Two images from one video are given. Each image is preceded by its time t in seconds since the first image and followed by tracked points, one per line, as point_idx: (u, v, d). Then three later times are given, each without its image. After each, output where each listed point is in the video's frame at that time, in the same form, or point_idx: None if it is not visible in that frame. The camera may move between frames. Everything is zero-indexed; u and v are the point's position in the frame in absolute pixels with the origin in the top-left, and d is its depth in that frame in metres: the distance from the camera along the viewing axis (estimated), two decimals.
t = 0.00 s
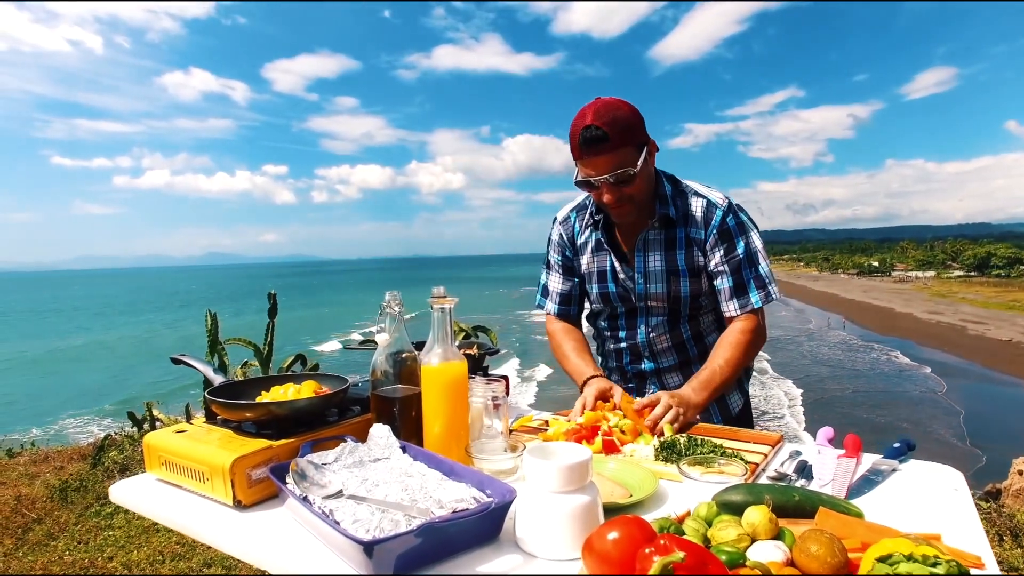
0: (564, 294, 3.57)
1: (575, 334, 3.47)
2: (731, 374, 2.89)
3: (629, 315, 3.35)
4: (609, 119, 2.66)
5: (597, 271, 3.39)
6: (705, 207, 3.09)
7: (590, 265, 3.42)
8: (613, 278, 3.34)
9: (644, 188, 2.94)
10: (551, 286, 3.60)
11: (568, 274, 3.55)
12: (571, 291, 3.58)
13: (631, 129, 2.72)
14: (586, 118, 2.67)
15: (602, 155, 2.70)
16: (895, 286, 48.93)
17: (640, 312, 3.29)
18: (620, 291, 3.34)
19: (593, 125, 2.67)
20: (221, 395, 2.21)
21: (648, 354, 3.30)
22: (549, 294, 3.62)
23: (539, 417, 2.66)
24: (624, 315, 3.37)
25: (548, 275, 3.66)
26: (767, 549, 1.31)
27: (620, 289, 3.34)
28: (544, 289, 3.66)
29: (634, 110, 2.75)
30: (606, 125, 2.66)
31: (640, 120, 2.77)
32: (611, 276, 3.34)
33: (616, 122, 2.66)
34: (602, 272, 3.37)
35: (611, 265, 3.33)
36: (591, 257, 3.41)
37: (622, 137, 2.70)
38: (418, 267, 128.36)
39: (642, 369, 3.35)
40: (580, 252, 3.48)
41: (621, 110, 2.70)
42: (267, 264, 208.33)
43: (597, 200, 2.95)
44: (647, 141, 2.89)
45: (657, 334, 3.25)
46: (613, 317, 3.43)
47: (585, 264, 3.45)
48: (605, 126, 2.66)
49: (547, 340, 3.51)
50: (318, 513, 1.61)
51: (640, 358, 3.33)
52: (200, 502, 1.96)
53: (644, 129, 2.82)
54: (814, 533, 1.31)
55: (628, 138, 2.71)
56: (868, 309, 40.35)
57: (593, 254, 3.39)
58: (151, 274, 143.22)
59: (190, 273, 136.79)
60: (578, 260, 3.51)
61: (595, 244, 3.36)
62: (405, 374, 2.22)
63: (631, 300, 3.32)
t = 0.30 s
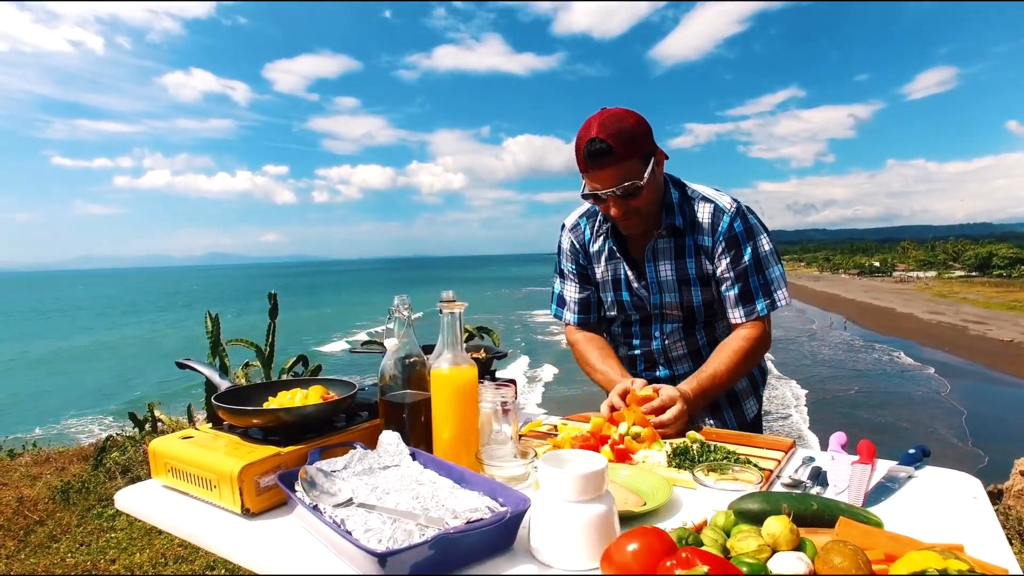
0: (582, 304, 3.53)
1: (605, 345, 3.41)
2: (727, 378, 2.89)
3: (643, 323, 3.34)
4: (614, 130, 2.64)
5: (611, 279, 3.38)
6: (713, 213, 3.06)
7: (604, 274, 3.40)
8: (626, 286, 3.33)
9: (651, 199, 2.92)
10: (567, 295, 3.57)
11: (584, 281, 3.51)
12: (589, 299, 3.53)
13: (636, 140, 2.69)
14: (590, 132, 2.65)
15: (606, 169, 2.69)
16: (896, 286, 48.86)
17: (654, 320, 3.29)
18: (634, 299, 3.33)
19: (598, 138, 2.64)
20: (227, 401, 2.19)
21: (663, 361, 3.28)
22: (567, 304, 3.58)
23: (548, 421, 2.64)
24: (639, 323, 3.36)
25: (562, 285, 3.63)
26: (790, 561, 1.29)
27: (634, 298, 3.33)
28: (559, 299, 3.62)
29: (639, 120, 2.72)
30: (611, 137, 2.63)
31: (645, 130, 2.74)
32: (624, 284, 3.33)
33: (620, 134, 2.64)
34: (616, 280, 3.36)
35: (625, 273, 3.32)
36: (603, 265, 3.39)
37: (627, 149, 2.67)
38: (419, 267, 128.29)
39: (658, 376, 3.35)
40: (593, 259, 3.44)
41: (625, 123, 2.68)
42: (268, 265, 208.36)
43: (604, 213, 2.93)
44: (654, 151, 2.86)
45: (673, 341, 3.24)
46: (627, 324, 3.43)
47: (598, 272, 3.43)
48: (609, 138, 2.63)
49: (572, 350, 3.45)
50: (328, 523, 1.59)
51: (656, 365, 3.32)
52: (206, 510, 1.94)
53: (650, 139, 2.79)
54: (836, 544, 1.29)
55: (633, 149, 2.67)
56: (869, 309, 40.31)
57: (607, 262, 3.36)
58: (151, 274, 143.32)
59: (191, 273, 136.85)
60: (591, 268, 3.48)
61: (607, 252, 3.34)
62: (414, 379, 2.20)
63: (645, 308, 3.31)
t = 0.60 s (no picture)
0: (603, 323, 3.52)
1: (632, 356, 3.40)
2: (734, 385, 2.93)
3: (664, 337, 3.36)
4: (623, 154, 2.63)
5: (630, 299, 3.38)
6: (723, 231, 3.05)
7: (622, 294, 3.41)
8: (645, 304, 3.34)
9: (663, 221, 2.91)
10: (586, 315, 3.55)
11: (602, 301, 3.51)
12: (609, 318, 3.53)
13: (645, 163, 2.69)
14: (599, 159, 2.64)
15: (615, 194, 2.67)
16: (895, 286, 48.84)
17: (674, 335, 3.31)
18: (653, 316, 3.34)
19: (607, 163, 2.63)
20: (240, 400, 2.18)
21: (684, 368, 3.32)
22: (587, 325, 3.56)
23: (560, 420, 2.65)
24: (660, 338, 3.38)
25: (581, 305, 3.62)
26: (815, 559, 1.28)
27: (653, 314, 3.34)
28: (579, 320, 3.61)
29: (648, 143, 2.71)
30: (620, 163, 2.62)
31: (653, 153, 2.73)
32: (643, 303, 3.34)
33: (630, 159, 2.63)
34: (634, 299, 3.37)
35: (642, 292, 3.32)
36: (621, 286, 3.38)
37: (636, 173, 2.66)
38: (419, 267, 128.23)
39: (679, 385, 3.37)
40: (611, 281, 3.44)
41: (633, 148, 2.66)
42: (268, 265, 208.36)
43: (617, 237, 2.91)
44: (664, 172, 2.85)
45: (694, 354, 3.26)
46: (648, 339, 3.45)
47: (618, 293, 3.42)
48: (618, 163, 2.62)
49: (594, 366, 3.44)
50: (347, 522, 1.58)
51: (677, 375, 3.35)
52: (220, 509, 1.93)
53: (659, 161, 2.78)
54: (863, 543, 1.28)
55: (643, 173, 2.67)
56: (869, 309, 40.30)
57: (625, 283, 3.36)
58: (152, 274, 143.30)
59: (191, 274, 136.89)
60: (610, 289, 3.47)
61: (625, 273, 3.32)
62: (428, 378, 2.19)
63: (665, 325, 3.33)
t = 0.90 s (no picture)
0: (602, 319, 3.49)
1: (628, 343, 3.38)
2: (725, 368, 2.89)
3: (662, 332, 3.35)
4: (621, 141, 2.69)
5: (630, 294, 3.37)
6: (729, 231, 3.06)
7: (622, 289, 3.40)
8: (645, 300, 3.34)
9: (654, 213, 2.93)
10: (584, 312, 3.51)
11: (602, 297, 3.48)
12: (607, 315, 3.52)
13: (642, 154, 2.74)
14: (595, 136, 2.73)
15: (604, 173, 2.76)
16: (888, 286, 48.97)
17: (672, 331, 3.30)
18: (652, 311, 3.34)
19: (599, 143, 2.71)
20: (245, 401, 2.15)
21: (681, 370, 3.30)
22: (585, 321, 3.53)
23: (565, 420, 2.64)
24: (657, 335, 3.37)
25: (579, 301, 3.56)
26: (834, 560, 1.27)
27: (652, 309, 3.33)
28: (576, 316, 3.57)
29: (649, 132, 2.74)
30: (613, 144, 2.69)
31: (654, 146, 2.75)
32: (643, 299, 3.34)
33: (627, 145, 2.69)
34: (634, 294, 3.36)
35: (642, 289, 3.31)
36: (622, 281, 3.37)
37: (629, 158, 2.72)
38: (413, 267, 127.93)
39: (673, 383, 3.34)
40: (613, 277, 3.42)
41: (632, 134, 2.71)
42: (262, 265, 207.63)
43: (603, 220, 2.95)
44: (665, 170, 2.87)
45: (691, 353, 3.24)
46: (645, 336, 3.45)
47: (618, 289, 3.41)
48: (611, 144, 2.69)
49: (589, 357, 3.41)
50: (357, 524, 1.56)
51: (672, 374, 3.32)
52: (227, 513, 1.91)
53: (660, 156, 2.80)
54: (882, 544, 1.27)
55: (634, 160, 2.72)
56: (862, 309, 40.47)
57: (626, 278, 3.35)
58: (145, 274, 142.61)
59: (184, 274, 136.16)
60: (611, 285, 3.44)
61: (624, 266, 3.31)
62: (436, 380, 2.18)
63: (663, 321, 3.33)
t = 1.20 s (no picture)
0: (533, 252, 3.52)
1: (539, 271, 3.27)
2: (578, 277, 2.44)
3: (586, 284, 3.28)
4: (575, 75, 2.77)
5: (564, 234, 3.40)
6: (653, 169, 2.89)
7: (557, 228, 3.44)
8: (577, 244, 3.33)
9: (599, 149, 2.95)
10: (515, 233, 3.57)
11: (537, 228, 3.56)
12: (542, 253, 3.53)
13: (595, 89, 2.79)
14: (551, 72, 2.81)
15: (555, 102, 2.83)
16: (862, 287, 49.73)
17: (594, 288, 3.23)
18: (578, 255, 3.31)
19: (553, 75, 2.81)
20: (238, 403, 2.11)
21: (610, 343, 3.24)
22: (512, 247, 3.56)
23: (560, 419, 2.63)
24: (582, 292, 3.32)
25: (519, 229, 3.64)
26: (845, 558, 1.28)
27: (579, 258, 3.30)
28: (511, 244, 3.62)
29: (604, 76, 2.82)
30: (567, 77, 2.78)
31: (609, 86, 2.83)
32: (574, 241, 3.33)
33: (578, 79, 2.76)
34: (569, 236, 3.37)
35: (575, 229, 3.34)
36: (558, 221, 3.43)
37: (579, 92, 2.78)
38: (391, 268, 126.99)
39: (603, 359, 3.32)
40: (550, 214, 3.49)
41: (586, 69, 2.80)
42: (238, 265, 204.74)
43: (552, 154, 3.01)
44: (615, 110, 2.91)
45: (614, 315, 3.17)
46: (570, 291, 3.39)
47: (552, 225, 3.46)
48: (565, 77, 2.78)
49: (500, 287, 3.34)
50: (359, 528, 1.53)
51: (599, 346, 3.30)
52: (222, 518, 1.86)
53: (612, 95, 2.85)
54: (891, 540, 1.28)
55: (587, 95, 2.78)
56: (836, 309, 41.06)
57: (563, 217, 3.41)
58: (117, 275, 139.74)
59: (157, 274, 133.59)
60: (547, 220, 3.51)
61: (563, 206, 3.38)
62: (434, 382, 2.15)
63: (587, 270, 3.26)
